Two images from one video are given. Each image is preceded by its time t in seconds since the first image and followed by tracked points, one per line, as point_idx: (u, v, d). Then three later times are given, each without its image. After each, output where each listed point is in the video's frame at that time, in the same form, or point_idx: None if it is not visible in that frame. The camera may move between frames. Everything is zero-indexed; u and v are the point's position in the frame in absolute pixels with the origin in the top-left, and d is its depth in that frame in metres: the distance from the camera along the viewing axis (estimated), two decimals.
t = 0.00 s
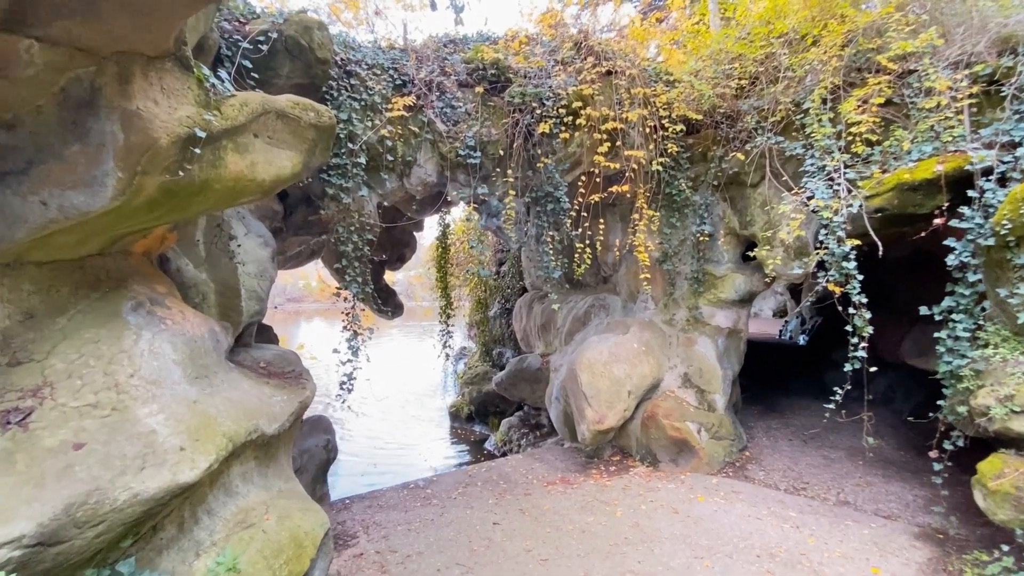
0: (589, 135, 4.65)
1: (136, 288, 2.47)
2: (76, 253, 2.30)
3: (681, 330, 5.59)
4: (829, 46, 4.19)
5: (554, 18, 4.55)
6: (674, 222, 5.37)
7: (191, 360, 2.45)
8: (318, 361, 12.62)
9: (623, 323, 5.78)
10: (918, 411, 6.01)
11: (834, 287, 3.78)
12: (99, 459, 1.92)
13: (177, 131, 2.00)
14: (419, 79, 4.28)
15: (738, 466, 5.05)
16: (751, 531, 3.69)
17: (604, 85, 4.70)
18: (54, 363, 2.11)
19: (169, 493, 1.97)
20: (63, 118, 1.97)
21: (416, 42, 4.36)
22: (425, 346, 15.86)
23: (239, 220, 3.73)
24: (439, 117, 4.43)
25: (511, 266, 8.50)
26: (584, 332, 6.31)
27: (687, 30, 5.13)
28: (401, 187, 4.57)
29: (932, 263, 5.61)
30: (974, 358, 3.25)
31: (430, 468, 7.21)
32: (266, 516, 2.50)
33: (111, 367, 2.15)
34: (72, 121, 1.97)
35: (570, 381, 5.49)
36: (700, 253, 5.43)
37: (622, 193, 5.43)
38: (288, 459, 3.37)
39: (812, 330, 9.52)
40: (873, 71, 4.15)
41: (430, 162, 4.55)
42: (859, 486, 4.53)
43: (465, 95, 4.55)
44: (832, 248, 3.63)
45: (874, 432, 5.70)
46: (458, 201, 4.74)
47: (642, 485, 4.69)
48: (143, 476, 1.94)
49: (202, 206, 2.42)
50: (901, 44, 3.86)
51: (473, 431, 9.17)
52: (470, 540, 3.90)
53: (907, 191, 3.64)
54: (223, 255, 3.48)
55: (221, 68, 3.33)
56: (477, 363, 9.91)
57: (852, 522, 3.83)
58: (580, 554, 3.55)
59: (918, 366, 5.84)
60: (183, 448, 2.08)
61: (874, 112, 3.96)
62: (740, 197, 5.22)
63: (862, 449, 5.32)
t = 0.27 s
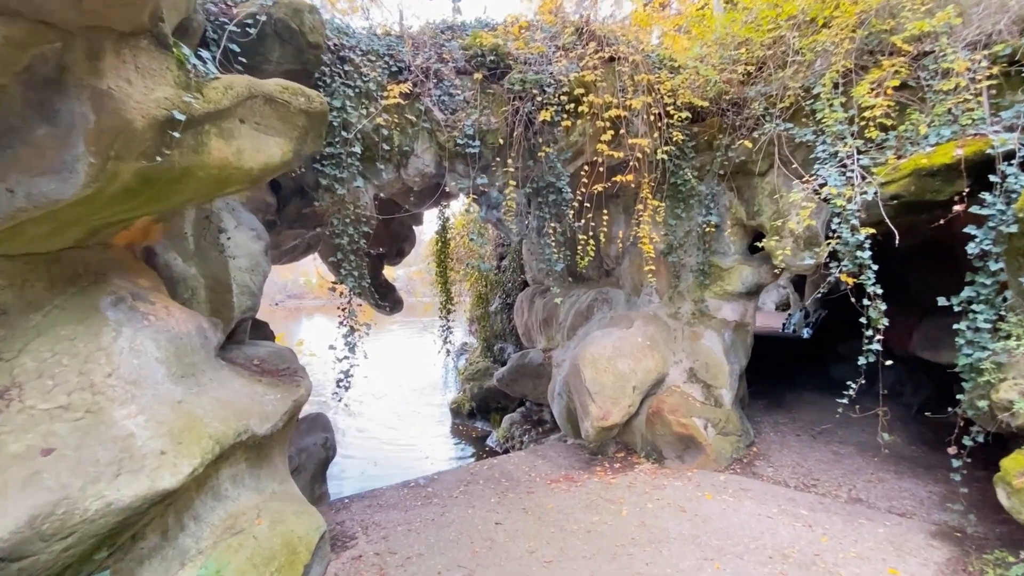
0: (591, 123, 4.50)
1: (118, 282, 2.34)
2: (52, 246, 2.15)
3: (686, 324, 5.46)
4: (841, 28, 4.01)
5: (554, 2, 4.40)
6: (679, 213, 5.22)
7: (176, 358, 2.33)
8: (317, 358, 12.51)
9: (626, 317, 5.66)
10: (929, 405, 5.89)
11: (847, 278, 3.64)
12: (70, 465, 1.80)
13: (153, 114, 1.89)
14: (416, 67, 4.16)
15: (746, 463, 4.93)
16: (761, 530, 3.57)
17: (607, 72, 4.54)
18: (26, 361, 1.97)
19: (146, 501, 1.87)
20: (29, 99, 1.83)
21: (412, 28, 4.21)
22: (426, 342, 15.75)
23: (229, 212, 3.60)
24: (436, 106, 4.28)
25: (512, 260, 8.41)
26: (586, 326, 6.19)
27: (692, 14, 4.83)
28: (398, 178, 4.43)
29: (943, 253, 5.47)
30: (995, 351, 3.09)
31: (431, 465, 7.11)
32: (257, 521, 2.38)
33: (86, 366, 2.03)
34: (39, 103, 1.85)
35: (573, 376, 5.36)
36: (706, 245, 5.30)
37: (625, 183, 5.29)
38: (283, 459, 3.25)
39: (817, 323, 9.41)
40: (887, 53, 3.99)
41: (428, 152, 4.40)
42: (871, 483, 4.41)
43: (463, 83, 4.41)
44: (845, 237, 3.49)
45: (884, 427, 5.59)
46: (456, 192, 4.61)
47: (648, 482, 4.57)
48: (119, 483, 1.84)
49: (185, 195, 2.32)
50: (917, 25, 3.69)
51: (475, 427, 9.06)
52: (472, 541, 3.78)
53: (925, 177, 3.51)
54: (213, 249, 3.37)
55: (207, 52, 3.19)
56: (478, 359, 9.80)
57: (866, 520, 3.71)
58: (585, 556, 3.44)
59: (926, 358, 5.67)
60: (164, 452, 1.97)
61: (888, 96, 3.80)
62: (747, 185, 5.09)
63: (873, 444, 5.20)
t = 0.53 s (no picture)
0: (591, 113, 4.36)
1: (92, 278, 2.22)
2: (21, 240, 2.02)
3: (689, 320, 5.33)
4: (851, 11, 3.84)
5: None
6: (682, 206, 5.09)
7: (153, 358, 2.21)
8: (316, 355, 12.41)
9: (627, 312, 5.53)
10: (937, 402, 5.77)
11: (857, 271, 3.51)
12: (29, 475, 1.68)
13: (120, 98, 1.78)
14: (410, 54, 4.00)
15: (751, 461, 4.82)
16: (769, 533, 3.46)
17: (607, 61, 4.39)
18: None
19: (112, 513, 1.77)
20: None
21: (405, 15, 4.06)
22: (426, 338, 15.65)
23: (216, 205, 3.47)
24: (432, 95, 4.14)
25: (511, 256, 8.30)
26: (587, 322, 6.08)
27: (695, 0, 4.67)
28: (392, 171, 4.30)
29: (952, 246, 5.34)
30: (1014, 347, 2.96)
31: (429, 464, 7.01)
32: (242, 529, 2.26)
33: (52, 367, 1.90)
34: None
35: (572, 373, 5.24)
36: (709, 238, 5.15)
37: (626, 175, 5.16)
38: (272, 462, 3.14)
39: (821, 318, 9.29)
40: (899, 38, 3.84)
41: (423, 144, 4.27)
42: (880, 482, 4.30)
43: (459, 72, 4.27)
44: (857, 230, 3.35)
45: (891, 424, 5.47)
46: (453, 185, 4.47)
47: (651, 482, 4.46)
48: (86, 492, 1.74)
49: (162, 185, 2.18)
50: (931, 7, 3.54)
51: (474, 425, 8.96)
52: (470, 544, 3.67)
53: (940, 165, 3.39)
54: (199, 244, 3.26)
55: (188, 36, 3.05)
56: (478, 355, 9.69)
57: (876, 522, 3.59)
58: (586, 560, 3.33)
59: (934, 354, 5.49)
60: (134, 459, 1.87)
61: (900, 82, 3.66)
62: (752, 177, 4.94)
63: (880, 442, 5.08)
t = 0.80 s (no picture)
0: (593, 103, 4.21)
1: (59, 268, 2.11)
2: None
3: (693, 317, 5.18)
4: None
5: None
6: (687, 200, 4.93)
7: (123, 352, 2.10)
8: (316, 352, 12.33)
9: (629, 310, 5.39)
10: (948, 404, 5.61)
11: (870, 267, 3.35)
12: None
13: (80, 71, 1.67)
14: (406, 41, 3.88)
15: (756, 464, 4.67)
16: (774, 539, 3.32)
17: (611, 49, 4.22)
18: None
19: (64, 519, 1.65)
20: None
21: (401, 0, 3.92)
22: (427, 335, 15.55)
23: (203, 195, 3.35)
24: (428, 83, 4.01)
25: (512, 252, 8.18)
26: (588, 320, 5.94)
27: None
28: (387, 162, 4.17)
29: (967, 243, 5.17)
30: None
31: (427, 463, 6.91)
32: (217, 533, 2.15)
33: (7, 361, 1.78)
34: None
35: (573, 372, 5.10)
36: (715, 234, 4.98)
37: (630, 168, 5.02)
38: (256, 461, 3.02)
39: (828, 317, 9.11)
40: (915, 24, 3.66)
41: (419, 134, 4.13)
42: (890, 487, 4.15)
43: (456, 59, 4.13)
44: (870, 223, 3.19)
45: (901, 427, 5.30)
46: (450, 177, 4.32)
47: (652, 484, 4.32)
48: (34, 496, 1.62)
49: (134, 169, 2.06)
50: None
51: (474, 423, 8.84)
52: (463, 547, 3.55)
53: (959, 155, 3.20)
54: (185, 235, 3.12)
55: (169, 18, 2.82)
56: (478, 352, 9.57)
57: (887, 529, 3.44)
58: (583, 566, 3.20)
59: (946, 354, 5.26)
60: (93, 460, 1.76)
61: (918, 70, 3.50)
62: (760, 171, 4.77)
63: (890, 445, 4.92)
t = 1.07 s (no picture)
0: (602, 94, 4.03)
1: (29, 256, 2.00)
2: None
3: (704, 319, 5.00)
4: None
5: None
6: (700, 197, 4.73)
7: (95, 347, 1.99)
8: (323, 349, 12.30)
9: (637, 310, 5.21)
10: (972, 413, 5.36)
11: (894, 268, 3.15)
12: None
13: (40, 43, 1.59)
14: (408, 29, 3.74)
15: (767, 473, 4.48)
16: (786, 555, 3.14)
17: (622, 39, 4.05)
18: None
19: (12, 525, 1.53)
20: None
21: None
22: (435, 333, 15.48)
23: (195, 185, 3.25)
24: (431, 73, 3.88)
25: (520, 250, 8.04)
26: (595, 320, 5.76)
27: None
28: (388, 154, 4.04)
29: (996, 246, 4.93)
30: None
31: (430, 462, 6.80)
32: (192, 539, 2.05)
33: None
34: None
35: (578, 374, 4.94)
36: (728, 232, 4.80)
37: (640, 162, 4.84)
38: (244, 461, 2.92)
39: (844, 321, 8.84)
40: (946, 11, 3.45)
41: (422, 125, 4.00)
42: (909, 501, 3.94)
43: (461, 48, 3.98)
44: (896, 221, 3.00)
45: (922, 437, 5.07)
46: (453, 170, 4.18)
47: (658, 492, 4.16)
48: None
49: (108, 152, 1.94)
50: None
51: (479, 422, 8.71)
52: (459, 554, 3.43)
53: (996, 150, 3.01)
54: (175, 226, 3.04)
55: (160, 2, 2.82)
56: (484, 351, 9.44)
57: (908, 547, 3.24)
58: None
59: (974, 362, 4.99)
60: (48, 462, 1.64)
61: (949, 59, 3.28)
62: (777, 167, 4.58)
63: (910, 456, 4.69)
